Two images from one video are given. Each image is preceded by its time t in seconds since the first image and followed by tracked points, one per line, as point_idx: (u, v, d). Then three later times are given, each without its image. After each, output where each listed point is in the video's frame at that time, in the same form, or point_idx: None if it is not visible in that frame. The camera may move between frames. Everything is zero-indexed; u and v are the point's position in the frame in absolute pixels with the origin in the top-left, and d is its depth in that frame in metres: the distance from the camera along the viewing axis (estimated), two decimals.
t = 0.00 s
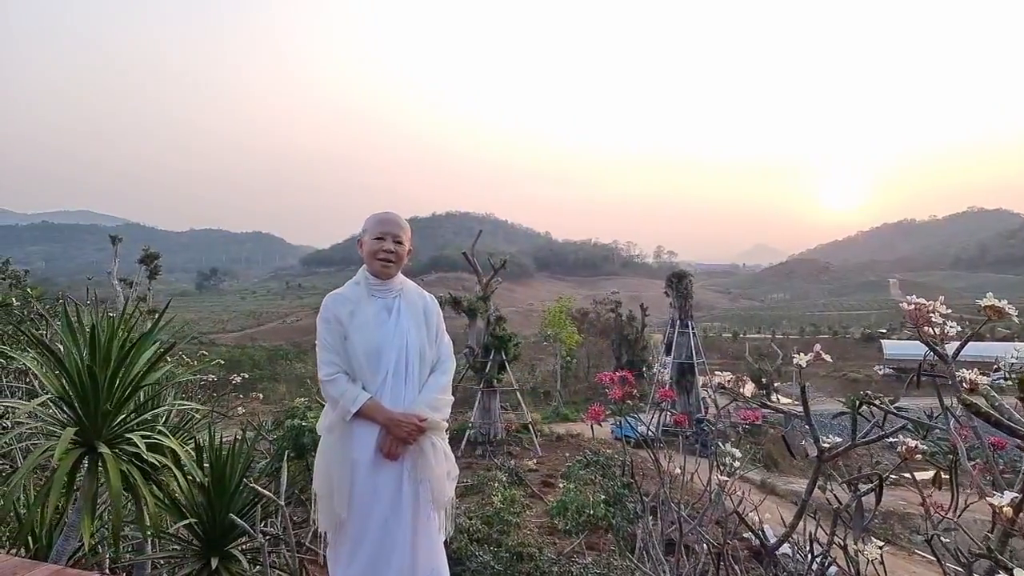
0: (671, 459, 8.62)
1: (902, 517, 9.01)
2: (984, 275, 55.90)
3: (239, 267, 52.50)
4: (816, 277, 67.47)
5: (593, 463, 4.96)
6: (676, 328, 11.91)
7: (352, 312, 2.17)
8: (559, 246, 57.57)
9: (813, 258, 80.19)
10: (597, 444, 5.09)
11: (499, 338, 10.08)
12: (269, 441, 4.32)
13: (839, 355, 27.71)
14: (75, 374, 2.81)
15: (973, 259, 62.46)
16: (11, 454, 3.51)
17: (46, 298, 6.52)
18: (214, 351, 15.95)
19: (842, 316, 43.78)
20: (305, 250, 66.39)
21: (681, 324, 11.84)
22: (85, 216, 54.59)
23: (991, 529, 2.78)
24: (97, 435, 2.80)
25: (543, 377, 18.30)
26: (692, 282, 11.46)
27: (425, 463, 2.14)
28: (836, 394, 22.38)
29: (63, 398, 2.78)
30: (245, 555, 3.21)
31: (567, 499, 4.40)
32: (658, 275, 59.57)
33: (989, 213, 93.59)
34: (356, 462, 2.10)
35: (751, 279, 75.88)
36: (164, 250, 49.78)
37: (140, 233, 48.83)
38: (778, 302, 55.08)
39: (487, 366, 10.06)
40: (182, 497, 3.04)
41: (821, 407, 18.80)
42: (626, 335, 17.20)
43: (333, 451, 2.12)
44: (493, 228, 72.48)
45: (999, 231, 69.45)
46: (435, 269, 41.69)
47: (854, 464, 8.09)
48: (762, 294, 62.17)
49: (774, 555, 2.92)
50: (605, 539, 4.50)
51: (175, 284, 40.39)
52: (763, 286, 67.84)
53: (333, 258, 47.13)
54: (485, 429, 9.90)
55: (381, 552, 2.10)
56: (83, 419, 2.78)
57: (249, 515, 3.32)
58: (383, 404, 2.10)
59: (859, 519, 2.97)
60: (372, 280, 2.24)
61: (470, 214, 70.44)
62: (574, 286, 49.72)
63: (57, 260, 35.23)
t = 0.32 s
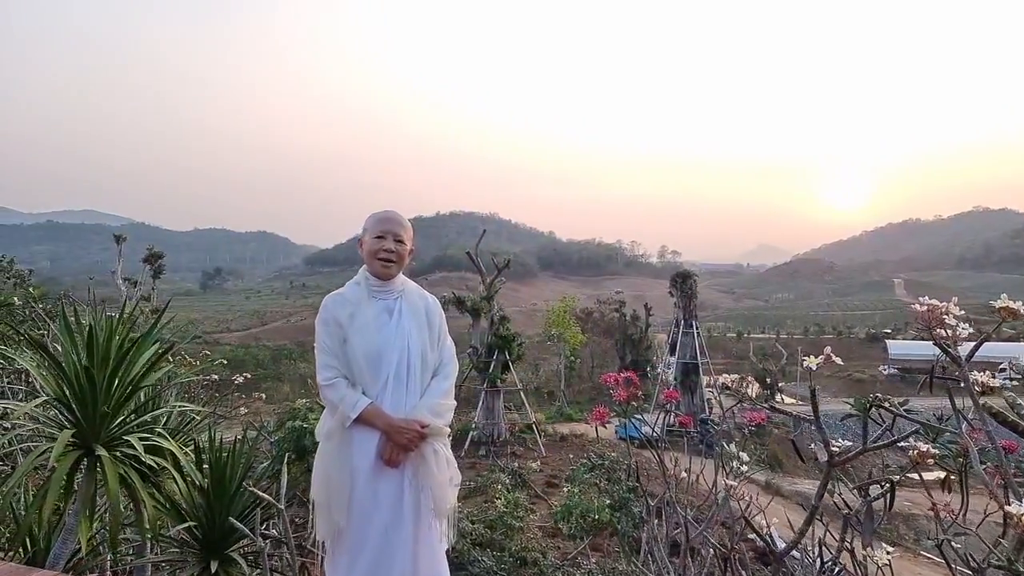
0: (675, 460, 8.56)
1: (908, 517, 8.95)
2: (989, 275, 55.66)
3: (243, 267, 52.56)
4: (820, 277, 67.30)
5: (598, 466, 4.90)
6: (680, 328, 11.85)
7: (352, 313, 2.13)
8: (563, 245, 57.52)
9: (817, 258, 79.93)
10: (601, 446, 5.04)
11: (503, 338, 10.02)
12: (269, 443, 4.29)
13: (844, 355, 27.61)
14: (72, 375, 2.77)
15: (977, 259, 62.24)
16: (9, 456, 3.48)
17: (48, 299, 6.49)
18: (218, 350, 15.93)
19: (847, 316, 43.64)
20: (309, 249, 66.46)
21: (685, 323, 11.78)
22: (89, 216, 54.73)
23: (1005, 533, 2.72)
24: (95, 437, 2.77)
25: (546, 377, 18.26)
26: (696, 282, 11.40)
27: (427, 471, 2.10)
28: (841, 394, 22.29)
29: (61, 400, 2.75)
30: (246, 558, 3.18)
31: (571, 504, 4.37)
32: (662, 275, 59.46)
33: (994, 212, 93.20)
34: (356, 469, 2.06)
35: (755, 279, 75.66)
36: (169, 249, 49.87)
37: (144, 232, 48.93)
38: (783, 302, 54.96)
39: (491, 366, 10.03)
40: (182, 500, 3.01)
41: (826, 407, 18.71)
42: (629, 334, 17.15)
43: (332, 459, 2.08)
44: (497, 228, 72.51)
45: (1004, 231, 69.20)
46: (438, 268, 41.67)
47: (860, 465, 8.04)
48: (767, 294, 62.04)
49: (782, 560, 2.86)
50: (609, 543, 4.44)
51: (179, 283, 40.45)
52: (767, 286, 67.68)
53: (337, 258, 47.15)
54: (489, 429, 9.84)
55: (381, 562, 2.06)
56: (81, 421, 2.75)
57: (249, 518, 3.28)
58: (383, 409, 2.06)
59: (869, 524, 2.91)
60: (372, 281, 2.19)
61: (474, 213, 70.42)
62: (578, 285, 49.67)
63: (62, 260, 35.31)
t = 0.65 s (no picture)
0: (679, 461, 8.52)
1: (913, 519, 8.88)
2: (992, 275, 55.53)
3: (246, 267, 52.63)
4: (824, 277, 67.17)
5: (602, 471, 4.84)
6: (684, 328, 11.78)
7: (351, 318, 2.09)
8: (566, 245, 57.50)
9: (821, 258, 79.75)
10: (605, 450, 4.99)
11: (506, 339, 9.98)
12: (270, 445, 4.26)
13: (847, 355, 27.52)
14: (69, 378, 2.74)
15: (981, 259, 62.07)
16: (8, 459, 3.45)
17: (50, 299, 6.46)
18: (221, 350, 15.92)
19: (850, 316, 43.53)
20: (313, 249, 66.53)
21: (688, 324, 11.71)
22: (93, 216, 54.87)
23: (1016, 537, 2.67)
24: (92, 441, 2.73)
25: (550, 377, 18.22)
26: (699, 282, 11.34)
27: (429, 479, 2.07)
28: (845, 394, 22.21)
29: (57, 403, 2.71)
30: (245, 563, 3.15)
31: (575, 509, 4.25)
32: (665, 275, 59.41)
33: (997, 212, 92.97)
34: (355, 479, 2.02)
35: (758, 279, 75.50)
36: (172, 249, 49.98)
37: (148, 232, 49.04)
38: (786, 302, 54.87)
39: (494, 366, 9.98)
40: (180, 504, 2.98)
41: (829, 408, 18.65)
42: (633, 335, 17.10)
43: (331, 468, 2.04)
44: (500, 228, 72.50)
45: (1008, 231, 69.03)
46: (441, 268, 41.67)
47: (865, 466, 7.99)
48: (770, 294, 61.95)
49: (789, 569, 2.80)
50: (613, 548, 4.38)
51: (183, 283, 40.52)
52: (771, 286, 67.59)
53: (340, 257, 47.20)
54: (492, 430, 9.79)
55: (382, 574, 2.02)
56: (77, 424, 2.71)
57: (248, 522, 3.25)
58: (384, 417, 2.02)
59: (878, 529, 2.86)
60: (371, 285, 2.15)
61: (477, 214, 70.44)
62: (581, 285, 49.63)
63: (65, 260, 35.39)
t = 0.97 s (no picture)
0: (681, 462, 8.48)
1: (917, 519, 8.81)
2: (995, 275, 55.43)
3: (248, 267, 52.65)
4: (826, 277, 67.07)
5: (604, 473, 4.79)
6: (686, 328, 11.73)
7: (349, 320, 2.06)
8: (568, 245, 57.47)
9: (823, 258, 79.61)
10: (607, 451, 4.97)
11: (508, 339, 9.94)
12: (269, 447, 4.25)
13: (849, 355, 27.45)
14: (65, 378, 2.71)
15: (983, 258, 61.96)
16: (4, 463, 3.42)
17: (52, 300, 6.45)
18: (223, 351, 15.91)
19: (853, 316, 43.44)
20: (315, 250, 66.59)
21: (690, 324, 11.65)
22: (96, 216, 54.97)
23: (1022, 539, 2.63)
24: (89, 442, 2.71)
25: (551, 377, 18.20)
26: (702, 282, 11.28)
27: (429, 483, 2.04)
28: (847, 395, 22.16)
29: (54, 405, 2.69)
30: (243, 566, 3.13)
31: (576, 512, 4.18)
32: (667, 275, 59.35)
33: (999, 212, 92.79)
34: (354, 483, 1.99)
35: (760, 279, 75.37)
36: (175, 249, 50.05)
37: (150, 233, 49.10)
38: (788, 302, 54.80)
39: (496, 366, 9.97)
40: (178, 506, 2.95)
41: (831, 408, 18.60)
42: (635, 335, 17.06)
43: (329, 472, 2.01)
44: (502, 228, 72.47)
45: (1010, 231, 68.91)
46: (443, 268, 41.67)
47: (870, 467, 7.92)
48: (772, 294, 61.91)
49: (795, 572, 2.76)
50: (615, 551, 4.35)
51: (185, 284, 40.55)
52: (773, 286, 67.49)
53: (342, 257, 47.23)
54: (493, 431, 9.75)
55: None
56: (75, 426, 2.69)
57: (246, 525, 3.22)
58: (383, 419, 1.99)
59: (884, 532, 2.81)
60: (367, 286, 2.13)
61: (479, 214, 70.46)
62: (583, 285, 49.60)
63: (68, 261, 35.45)
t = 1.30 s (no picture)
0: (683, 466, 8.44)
1: (920, 521, 8.76)
2: (998, 275, 55.30)
3: (250, 267, 52.67)
4: (828, 277, 66.95)
5: (604, 476, 4.75)
6: (688, 329, 11.68)
7: (344, 321, 2.04)
8: (570, 246, 57.44)
9: (826, 258, 79.46)
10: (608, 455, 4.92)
11: (509, 339, 9.91)
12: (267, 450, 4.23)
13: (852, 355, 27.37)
14: (61, 381, 2.70)
15: (987, 259, 61.79)
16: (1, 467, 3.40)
17: (51, 301, 6.44)
18: (224, 351, 15.91)
19: (856, 316, 43.33)
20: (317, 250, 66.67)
21: (693, 325, 11.60)
22: (98, 217, 55.11)
23: None
24: (86, 445, 2.69)
25: (553, 377, 18.17)
26: (704, 282, 11.24)
27: (424, 490, 2.01)
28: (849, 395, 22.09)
29: (50, 407, 2.66)
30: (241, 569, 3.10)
31: (576, 515, 4.13)
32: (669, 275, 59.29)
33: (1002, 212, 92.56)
34: (348, 490, 1.97)
35: (762, 279, 75.25)
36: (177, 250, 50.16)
37: (152, 233, 49.17)
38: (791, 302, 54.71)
39: (498, 367, 9.95)
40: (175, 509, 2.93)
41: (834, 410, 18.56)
42: (637, 335, 17.02)
43: (322, 479, 1.99)
44: (504, 228, 72.47)
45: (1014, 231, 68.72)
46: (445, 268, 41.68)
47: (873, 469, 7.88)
48: (774, 295, 61.82)
49: None
50: (616, 555, 4.30)
51: (187, 284, 40.58)
52: (775, 286, 67.38)
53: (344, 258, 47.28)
54: (494, 432, 9.72)
55: None
56: (70, 429, 2.67)
57: (244, 529, 3.20)
58: (378, 425, 1.96)
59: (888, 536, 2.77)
60: (363, 287, 2.10)
61: (481, 214, 70.46)
62: (585, 285, 49.56)
63: (70, 261, 35.53)
